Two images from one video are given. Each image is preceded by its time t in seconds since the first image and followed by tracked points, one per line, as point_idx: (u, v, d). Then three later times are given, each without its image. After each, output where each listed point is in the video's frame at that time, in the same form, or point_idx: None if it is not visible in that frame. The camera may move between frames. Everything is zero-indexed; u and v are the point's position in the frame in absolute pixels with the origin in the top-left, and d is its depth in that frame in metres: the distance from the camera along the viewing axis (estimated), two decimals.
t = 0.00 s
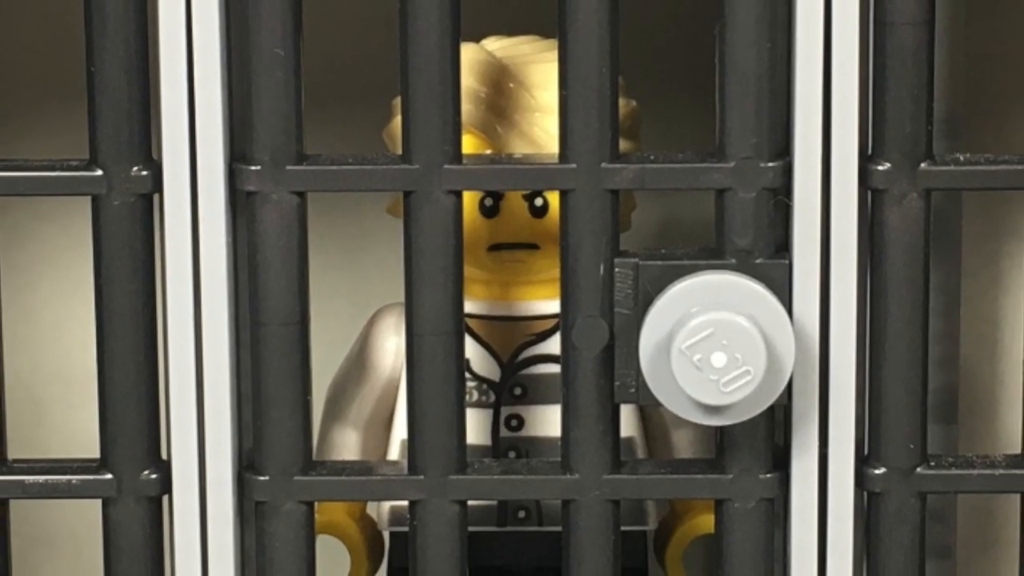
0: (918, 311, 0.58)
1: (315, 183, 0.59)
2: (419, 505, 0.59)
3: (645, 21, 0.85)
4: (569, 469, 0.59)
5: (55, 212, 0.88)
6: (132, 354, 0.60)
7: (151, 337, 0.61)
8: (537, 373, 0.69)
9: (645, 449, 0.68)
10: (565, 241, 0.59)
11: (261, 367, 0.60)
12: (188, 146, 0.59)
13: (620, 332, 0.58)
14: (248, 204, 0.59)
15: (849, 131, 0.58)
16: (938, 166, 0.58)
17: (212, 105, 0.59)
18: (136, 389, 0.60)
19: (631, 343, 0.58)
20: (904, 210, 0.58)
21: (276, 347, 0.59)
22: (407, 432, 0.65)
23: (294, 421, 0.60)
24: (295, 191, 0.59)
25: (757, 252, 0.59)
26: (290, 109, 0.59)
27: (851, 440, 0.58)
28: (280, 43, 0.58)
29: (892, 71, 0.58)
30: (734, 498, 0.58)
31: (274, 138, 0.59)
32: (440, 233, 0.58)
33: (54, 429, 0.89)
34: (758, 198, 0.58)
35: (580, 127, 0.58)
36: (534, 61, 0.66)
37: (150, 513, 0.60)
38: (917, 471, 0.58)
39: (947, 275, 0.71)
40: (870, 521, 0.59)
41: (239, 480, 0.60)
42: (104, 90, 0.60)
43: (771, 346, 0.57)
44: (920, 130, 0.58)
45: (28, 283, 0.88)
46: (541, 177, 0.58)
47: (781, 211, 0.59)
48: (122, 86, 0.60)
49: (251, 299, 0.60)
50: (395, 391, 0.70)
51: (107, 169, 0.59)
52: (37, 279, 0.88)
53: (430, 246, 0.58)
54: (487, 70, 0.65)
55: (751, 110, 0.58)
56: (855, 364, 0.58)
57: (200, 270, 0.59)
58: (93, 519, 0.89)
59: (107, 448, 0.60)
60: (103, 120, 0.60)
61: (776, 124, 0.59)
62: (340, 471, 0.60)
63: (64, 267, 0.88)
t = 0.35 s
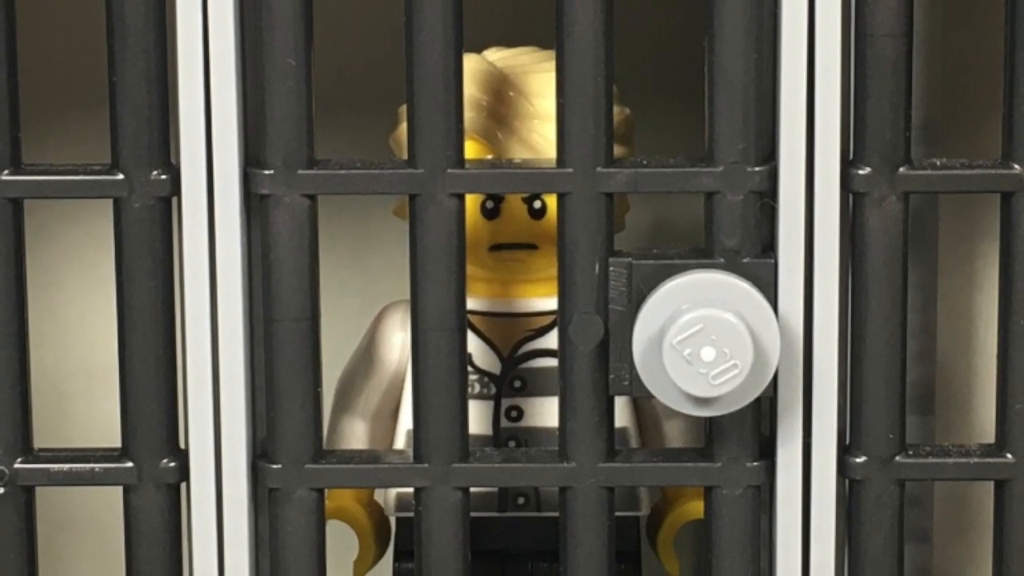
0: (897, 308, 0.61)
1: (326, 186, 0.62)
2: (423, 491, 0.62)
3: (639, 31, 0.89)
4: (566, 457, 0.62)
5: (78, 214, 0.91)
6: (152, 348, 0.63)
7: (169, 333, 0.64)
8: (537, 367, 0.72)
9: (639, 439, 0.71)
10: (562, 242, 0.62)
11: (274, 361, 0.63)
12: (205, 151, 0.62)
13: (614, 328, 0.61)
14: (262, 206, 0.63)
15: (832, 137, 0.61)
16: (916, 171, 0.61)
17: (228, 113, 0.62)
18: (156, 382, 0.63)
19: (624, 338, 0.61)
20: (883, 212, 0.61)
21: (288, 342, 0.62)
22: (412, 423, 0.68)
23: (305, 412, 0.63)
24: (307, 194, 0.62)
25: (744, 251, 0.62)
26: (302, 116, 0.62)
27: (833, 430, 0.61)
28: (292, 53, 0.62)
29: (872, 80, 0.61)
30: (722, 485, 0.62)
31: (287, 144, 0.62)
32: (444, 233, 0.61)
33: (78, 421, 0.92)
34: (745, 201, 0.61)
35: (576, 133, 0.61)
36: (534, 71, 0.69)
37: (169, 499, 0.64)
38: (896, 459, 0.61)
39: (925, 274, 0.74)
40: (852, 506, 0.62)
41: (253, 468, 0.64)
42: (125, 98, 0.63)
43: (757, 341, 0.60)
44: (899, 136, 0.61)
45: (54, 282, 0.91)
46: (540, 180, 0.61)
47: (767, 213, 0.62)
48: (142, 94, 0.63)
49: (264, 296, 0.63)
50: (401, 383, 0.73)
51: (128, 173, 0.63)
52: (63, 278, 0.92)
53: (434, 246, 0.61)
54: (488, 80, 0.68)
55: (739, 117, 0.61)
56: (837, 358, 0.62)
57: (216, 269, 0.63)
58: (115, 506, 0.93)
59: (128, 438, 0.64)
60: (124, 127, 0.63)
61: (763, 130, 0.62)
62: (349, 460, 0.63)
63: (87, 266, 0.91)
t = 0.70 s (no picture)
0: (878, 305, 0.65)
1: (335, 189, 0.65)
2: (428, 479, 0.66)
3: (633, 40, 0.92)
4: (563, 447, 0.65)
5: (99, 216, 0.95)
6: (170, 343, 0.67)
7: (187, 328, 0.67)
8: (535, 361, 0.75)
9: (632, 429, 0.75)
10: (559, 242, 0.65)
11: (286, 355, 0.66)
12: (221, 156, 0.66)
13: (609, 324, 0.65)
14: (275, 209, 0.66)
15: (816, 143, 0.64)
16: (896, 175, 0.64)
17: (242, 120, 0.65)
18: (173, 375, 0.67)
19: (618, 334, 0.65)
20: (864, 214, 0.64)
21: (300, 338, 0.66)
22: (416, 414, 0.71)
23: (316, 404, 0.66)
24: (317, 197, 0.65)
25: (732, 251, 0.65)
26: (312, 123, 0.65)
27: (817, 420, 0.65)
28: (303, 64, 0.65)
29: (853, 89, 0.64)
30: (712, 473, 0.65)
31: (298, 149, 0.65)
32: (447, 234, 0.65)
33: (100, 413, 0.96)
34: (734, 204, 0.65)
35: (573, 139, 0.64)
36: (532, 79, 0.72)
37: (186, 486, 0.67)
38: (876, 449, 0.65)
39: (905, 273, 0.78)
40: (835, 493, 0.65)
41: (266, 457, 0.67)
42: (145, 106, 0.66)
43: (745, 337, 0.63)
44: (879, 142, 0.64)
45: (76, 281, 0.95)
46: (538, 184, 0.64)
47: (754, 215, 0.65)
48: (161, 102, 0.66)
49: (277, 294, 0.66)
50: (407, 377, 0.76)
51: (148, 177, 0.66)
52: (85, 277, 0.95)
53: (438, 246, 0.65)
54: (489, 88, 0.71)
55: (728, 124, 0.65)
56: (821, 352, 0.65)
57: (231, 268, 0.66)
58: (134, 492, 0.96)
59: (147, 428, 0.67)
60: (144, 133, 0.66)
61: (750, 137, 0.65)
62: (357, 450, 0.66)
63: (106, 266, 0.95)
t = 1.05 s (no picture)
0: (860, 302, 0.68)
1: (343, 192, 0.68)
2: (432, 468, 0.69)
3: (629, 49, 0.95)
4: (561, 437, 0.69)
5: (118, 217, 0.98)
6: (186, 339, 0.70)
7: (202, 324, 0.70)
8: (533, 355, 0.79)
9: (626, 420, 0.78)
10: (557, 242, 0.68)
11: (297, 350, 0.69)
12: (235, 160, 0.69)
13: (604, 321, 0.68)
14: (286, 211, 0.69)
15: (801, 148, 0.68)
16: (877, 178, 0.67)
17: (255, 126, 0.69)
18: (190, 369, 0.70)
19: (613, 330, 0.68)
20: (848, 216, 0.68)
21: (310, 333, 0.69)
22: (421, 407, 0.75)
23: (325, 397, 0.69)
24: (326, 199, 0.69)
25: (722, 251, 0.68)
26: (322, 129, 0.69)
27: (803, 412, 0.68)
28: (313, 73, 0.68)
29: (837, 97, 0.68)
30: (702, 462, 0.68)
31: (309, 154, 0.69)
32: (450, 234, 0.68)
33: (119, 405, 0.99)
34: (723, 206, 0.68)
35: (570, 144, 0.67)
36: (531, 87, 0.76)
37: (202, 475, 0.70)
38: (859, 439, 0.68)
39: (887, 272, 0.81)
40: (819, 482, 0.69)
41: (278, 447, 0.70)
42: (163, 113, 0.69)
43: (734, 333, 0.66)
44: (861, 147, 0.67)
45: (95, 279, 0.98)
46: (537, 187, 0.67)
47: (743, 216, 0.69)
48: (178, 109, 0.69)
49: (288, 292, 0.70)
50: (412, 370, 0.79)
51: (165, 181, 0.69)
52: (104, 276, 0.98)
53: (441, 246, 0.68)
54: (489, 95, 0.75)
55: (717, 130, 0.68)
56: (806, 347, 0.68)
57: (245, 266, 0.69)
58: (153, 480, 0.99)
59: (165, 420, 0.70)
60: (162, 139, 0.69)
61: (739, 142, 0.68)
62: (365, 440, 0.70)
63: (125, 265, 0.98)
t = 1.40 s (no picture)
0: (843, 299, 0.71)
1: (351, 195, 0.72)
2: (435, 458, 0.72)
3: (624, 58, 0.99)
4: (559, 429, 0.72)
5: (136, 219, 1.01)
6: (201, 334, 0.73)
7: (216, 321, 0.74)
8: (531, 351, 0.82)
9: (621, 412, 0.81)
10: (555, 243, 0.72)
11: (307, 345, 0.73)
12: (247, 164, 0.72)
13: (600, 317, 0.71)
14: (297, 212, 0.73)
15: (788, 153, 0.71)
16: (860, 182, 0.70)
17: (267, 131, 0.72)
18: (205, 363, 0.74)
19: (609, 326, 0.71)
20: (832, 217, 0.71)
21: (319, 329, 0.73)
22: (426, 400, 0.78)
23: (334, 390, 0.73)
24: (335, 202, 0.72)
25: (712, 251, 0.71)
26: (330, 134, 0.72)
27: (789, 404, 0.71)
28: (322, 81, 0.72)
29: (822, 104, 0.71)
30: (693, 453, 0.71)
31: (318, 158, 0.72)
32: (453, 235, 0.71)
33: (136, 399, 1.02)
34: (713, 208, 0.71)
35: (567, 149, 0.71)
36: (530, 95, 0.79)
37: (216, 464, 0.74)
38: (843, 431, 0.71)
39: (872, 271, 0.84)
40: (805, 471, 0.72)
41: (289, 438, 0.74)
42: (179, 119, 0.73)
43: (724, 329, 0.69)
44: (845, 151, 0.71)
45: (113, 278, 1.01)
46: (536, 190, 0.71)
47: (732, 218, 0.72)
48: (193, 115, 0.73)
49: (298, 290, 0.73)
50: (417, 364, 0.83)
51: (181, 184, 0.73)
52: (121, 274, 1.02)
53: (444, 246, 0.71)
54: (491, 102, 0.78)
55: (708, 135, 0.71)
56: (792, 343, 0.71)
57: (257, 266, 0.73)
58: (170, 469, 1.03)
59: (181, 412, 0.74)
60: (178, 144, 0.73)
61: (729, 147, 0.72)
62: (371, 432, 0.73)
63: (142, 264, 1.01)
